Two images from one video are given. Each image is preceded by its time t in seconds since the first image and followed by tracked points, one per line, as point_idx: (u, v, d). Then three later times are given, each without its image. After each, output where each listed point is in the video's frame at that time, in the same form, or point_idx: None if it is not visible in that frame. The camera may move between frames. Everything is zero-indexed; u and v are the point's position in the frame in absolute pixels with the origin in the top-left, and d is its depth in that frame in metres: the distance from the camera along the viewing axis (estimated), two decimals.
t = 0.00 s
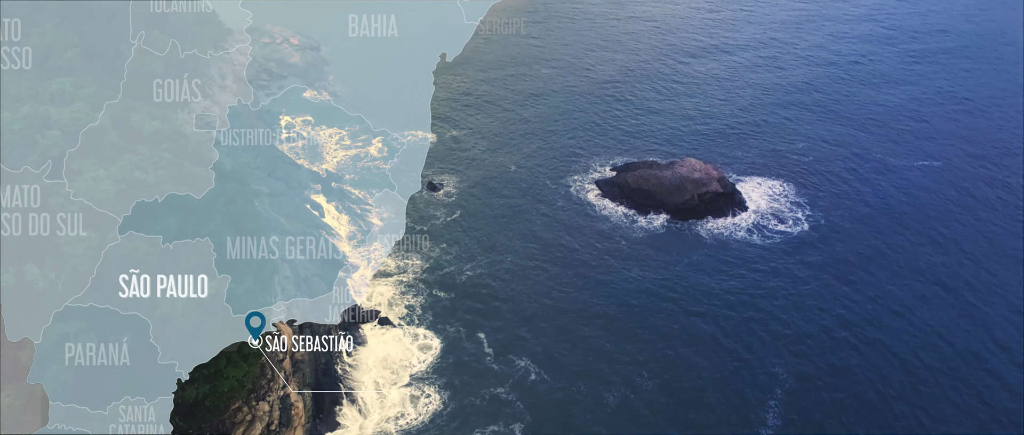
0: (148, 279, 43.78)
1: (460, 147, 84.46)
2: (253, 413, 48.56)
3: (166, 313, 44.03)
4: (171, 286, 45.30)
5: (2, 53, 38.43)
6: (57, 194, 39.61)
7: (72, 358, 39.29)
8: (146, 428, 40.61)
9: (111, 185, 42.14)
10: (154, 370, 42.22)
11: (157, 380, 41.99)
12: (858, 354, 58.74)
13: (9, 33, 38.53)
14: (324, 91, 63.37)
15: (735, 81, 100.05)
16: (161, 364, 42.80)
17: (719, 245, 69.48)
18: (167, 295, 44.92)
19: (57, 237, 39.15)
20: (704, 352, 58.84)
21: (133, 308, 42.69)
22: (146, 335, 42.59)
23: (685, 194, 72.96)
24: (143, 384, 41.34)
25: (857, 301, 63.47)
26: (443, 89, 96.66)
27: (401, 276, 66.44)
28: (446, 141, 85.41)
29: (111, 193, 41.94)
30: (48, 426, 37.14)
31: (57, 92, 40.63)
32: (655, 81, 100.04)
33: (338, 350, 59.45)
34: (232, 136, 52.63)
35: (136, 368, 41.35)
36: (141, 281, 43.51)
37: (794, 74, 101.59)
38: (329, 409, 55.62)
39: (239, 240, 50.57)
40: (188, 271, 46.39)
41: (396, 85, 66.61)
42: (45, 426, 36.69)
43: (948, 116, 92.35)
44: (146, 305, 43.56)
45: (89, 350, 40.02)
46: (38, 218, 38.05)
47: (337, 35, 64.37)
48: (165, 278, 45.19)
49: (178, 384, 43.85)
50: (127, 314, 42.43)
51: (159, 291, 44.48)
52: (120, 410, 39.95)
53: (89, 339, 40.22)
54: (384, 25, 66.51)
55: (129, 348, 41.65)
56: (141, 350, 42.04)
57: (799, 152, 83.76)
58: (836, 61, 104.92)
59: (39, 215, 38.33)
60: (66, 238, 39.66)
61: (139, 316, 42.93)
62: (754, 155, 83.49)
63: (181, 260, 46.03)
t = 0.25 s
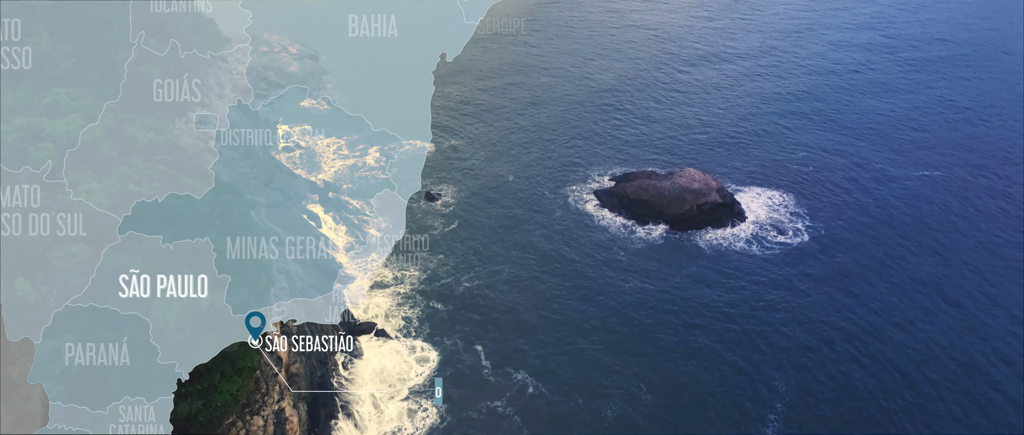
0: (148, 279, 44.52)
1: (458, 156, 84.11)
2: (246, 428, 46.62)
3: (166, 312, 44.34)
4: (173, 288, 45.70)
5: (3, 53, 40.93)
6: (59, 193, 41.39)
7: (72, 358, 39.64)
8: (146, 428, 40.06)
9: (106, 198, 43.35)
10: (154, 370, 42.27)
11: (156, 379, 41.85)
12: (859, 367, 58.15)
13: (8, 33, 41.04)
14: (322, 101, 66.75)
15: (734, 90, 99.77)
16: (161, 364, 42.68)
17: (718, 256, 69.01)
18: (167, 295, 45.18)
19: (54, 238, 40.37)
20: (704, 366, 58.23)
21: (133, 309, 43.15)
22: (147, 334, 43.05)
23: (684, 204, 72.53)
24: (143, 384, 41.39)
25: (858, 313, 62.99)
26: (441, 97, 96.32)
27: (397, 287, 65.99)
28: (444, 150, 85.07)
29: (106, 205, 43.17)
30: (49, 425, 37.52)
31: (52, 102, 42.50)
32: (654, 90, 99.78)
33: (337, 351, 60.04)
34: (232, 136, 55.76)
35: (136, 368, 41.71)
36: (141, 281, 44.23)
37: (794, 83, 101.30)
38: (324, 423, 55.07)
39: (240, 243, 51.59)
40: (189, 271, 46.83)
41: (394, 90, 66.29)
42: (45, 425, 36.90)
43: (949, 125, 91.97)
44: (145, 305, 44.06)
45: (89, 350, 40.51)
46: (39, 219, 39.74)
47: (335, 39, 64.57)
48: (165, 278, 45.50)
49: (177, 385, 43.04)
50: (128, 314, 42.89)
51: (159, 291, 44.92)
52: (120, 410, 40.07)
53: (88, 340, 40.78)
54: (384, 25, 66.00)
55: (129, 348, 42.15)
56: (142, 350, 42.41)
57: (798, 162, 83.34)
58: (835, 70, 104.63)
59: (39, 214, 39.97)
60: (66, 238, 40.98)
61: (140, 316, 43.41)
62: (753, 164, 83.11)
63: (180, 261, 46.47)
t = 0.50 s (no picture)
0: (148, 279, 43.80)
1: (456, 166, 83.76)
2: None
3: (166, 312, 44.10)
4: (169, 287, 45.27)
5: (4, 53, 41.15)
6: (58, 196, 40.88)
7: (72, 358, 39.40)
8: (147, 428, 40.54)
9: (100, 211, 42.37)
10: (154, 370, 41.87)
11: (156, 380, 41.58)
12: (859, 379, 57.69)
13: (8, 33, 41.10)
14: (320, 108, 60.12)
15: (734, 98, 99.45)
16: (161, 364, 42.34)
17: (718, 266, 68.60)
18: (167, 295, 44.99)
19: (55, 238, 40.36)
20: (703, 378, 57.76)
21: (133, 308, 42.84)
22: (146, 334, 42.76)
23: (683, 215, 72.16)
24: (143, 384, 41.23)
25: (859, 324, 62.61)
26: (440, 106, 96.06)
27: (393, 298, 65.86)
28: (443, 160, 84.72)
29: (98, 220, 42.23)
30: (49, 426, 37.46)
31: (46, 114, 41.22)
32: (653, 98, 99.44)
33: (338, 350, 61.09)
34: (232, 136, 53.88)
35: (135, 367, 41.46)
36: (141, 281, 43.56)
37: (793, 91, 101.04)
38: None
39: (239, 241, 51.62)
40: (188, 272, 46.71)
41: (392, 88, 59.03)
42: (45, 426, 37.07)
43: (950, 134, 91.63)
44: (145, 305, 43.55)
45: (88, 350, 40.32)
46: (39, 218, 39.68)
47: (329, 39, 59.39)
48: (165, 278, 45.25)
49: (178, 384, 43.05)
50: (127, 314, 42.62)
51: (159, 291, 44.51)
52: (120, 410, 40.06)
53: (88, 340, 40.50)
54: (384, 25, 60.64)
55: (129, 348, 41.97)
56: (141, 350, 42.13)
57: (798, 171, 82.98)
58: (835, 78, 104.37)
59: (39, 215, 39.82)
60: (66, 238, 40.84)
61: (140, 316, 43.07)
62: (753, 173, 82.75)
63: (180, 261, 46.21)
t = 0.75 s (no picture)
0: (147, 279, 45.78)
1: (455, 174, 83.48)
2: None
3: (165, 313, 46.10)
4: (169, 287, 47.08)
5: (3, 53, 41.51)
6: (58, 195, 42.08)
7: (72, 358, 41.81)
8: (146, 428, 42.97)
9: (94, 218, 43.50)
10: (154, 369, 44.29)
11: (156, 379, 44.03)
12: (859, 390, 57.27)
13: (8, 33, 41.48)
14: (319, 115, 58.40)
15: (734, 105, 99.18)
16: (161, 364, 44.67)
17: (717, 275, 68.21)
18: (167, 295, 46.81)
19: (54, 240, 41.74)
20: (702, 389, 57.35)
21: (132, 308, 44.94)
22: (147, 335, 44.95)
23: (682, 223, 71.77)
24: (143, 385, 43.79)
25: (858, 332, 62.32)
26: (438, 112, 95.86)
27: (391, 307, 65.40)
28: (442, 168, 84.43)
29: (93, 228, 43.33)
30: (50, 426, 40.23)
31: (41, 123, 41.95)
32: (653, 105, 99.21)
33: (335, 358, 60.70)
34: (233, 136, 52.93)
35: (135, 367, 43.90)
36: (141, 281, 45.59)
37: (793, 98, 100.80)
38: None
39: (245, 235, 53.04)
40: (190, 272, 48.40)
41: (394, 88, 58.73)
42: (45, 426, 39.79)
43: (951, 141, 91.29)
44: (145, 306, 45.61)
45: (88, 350, 42.69)
46: (39, 219, 41.08)
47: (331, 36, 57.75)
48: (165, 278, 47.01)
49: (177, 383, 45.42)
50: (127, 314, 44.72)
51: (159, 291, 46.37)
52: (120, 410, 42.61)
53: (88, 340, 42.82)
54: (384, 25, 59.93)
55: (129, 348, 44.29)
56: (141, 350, 44.43)
57: (798, 179, 82.68)
58: (835, 85, 104.14)
59: (39, 215, 41.22)
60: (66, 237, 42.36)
61: (140, 316, 45.23)
62: (752, 181, 82.42)
63: (180, 262, 48.01)
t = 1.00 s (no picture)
0: (147, 279, 45.59)
1: (452, 183, 83.05)
2: None
3: (165, 313, 45.75)
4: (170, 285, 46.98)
5: (4, 53, 42.57)
6: (59, 196, 42.61)
7: (72, 358, 41.29)
8: (147, 428, 42.29)
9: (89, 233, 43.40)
10: (155, 370, 43.84)
11: (157, 380, 43.47)
12: (862, 403, 56.75)
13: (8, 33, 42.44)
14: (316, 124, 58.63)
15: (733, 113, 98.89)
16: (161, 364, 44.36)
17: (716, 286, 67.72)
18: (167, 295, 46.50)
19: (50, 246, 41.51)
20: (703, 402, 56.81)
21: (132, 308, 44.45)
22: (147, 335, 44.46)
23: (681, 234, 71.34)
24: (144, 385, 43.07)
25: (859, 343, 61.88)
26: (437, 121, 95.50)
27: (388, 319, 64.99)
28: (440, 177, 84.05)
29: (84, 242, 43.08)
30: (50, 426, 39.67)
31: (36, 134, 42.32)
32: (652, 113, 98.94)
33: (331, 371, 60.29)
34: (232, 136, 54.24)
35: (135, 368, 43.33)
36: (141, 281, 45.37)
37: (792, 106, 100.47)
38: None
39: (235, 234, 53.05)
40: (189, 272, 48.20)
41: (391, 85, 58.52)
42: (44, 425, 39.43)
43: (951, 150, 91.01)
44: (145, 305, 45.29)
45: (89, 350, 42.18)
46: (39, 219, 41.53)
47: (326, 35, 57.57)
48: (165, 278, 46.73)
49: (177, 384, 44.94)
50: (127, 314, 44.18)
51: (159, 291, 46.10)
52: (120, 410, 41.86)
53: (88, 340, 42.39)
54: (384, 25, 59.59)
55: (129, 348, 43.60)
56: (142, 350, 43.84)
57: (798, 188, 82.28)
58: (835, 93, 103.89)
59: (39, 215, 41.65)
60: (59, 250, 41.83)
61: (140, 315, 44.72)
62: (752, 190, 82.02)
63: (180, 261, 47.82)
